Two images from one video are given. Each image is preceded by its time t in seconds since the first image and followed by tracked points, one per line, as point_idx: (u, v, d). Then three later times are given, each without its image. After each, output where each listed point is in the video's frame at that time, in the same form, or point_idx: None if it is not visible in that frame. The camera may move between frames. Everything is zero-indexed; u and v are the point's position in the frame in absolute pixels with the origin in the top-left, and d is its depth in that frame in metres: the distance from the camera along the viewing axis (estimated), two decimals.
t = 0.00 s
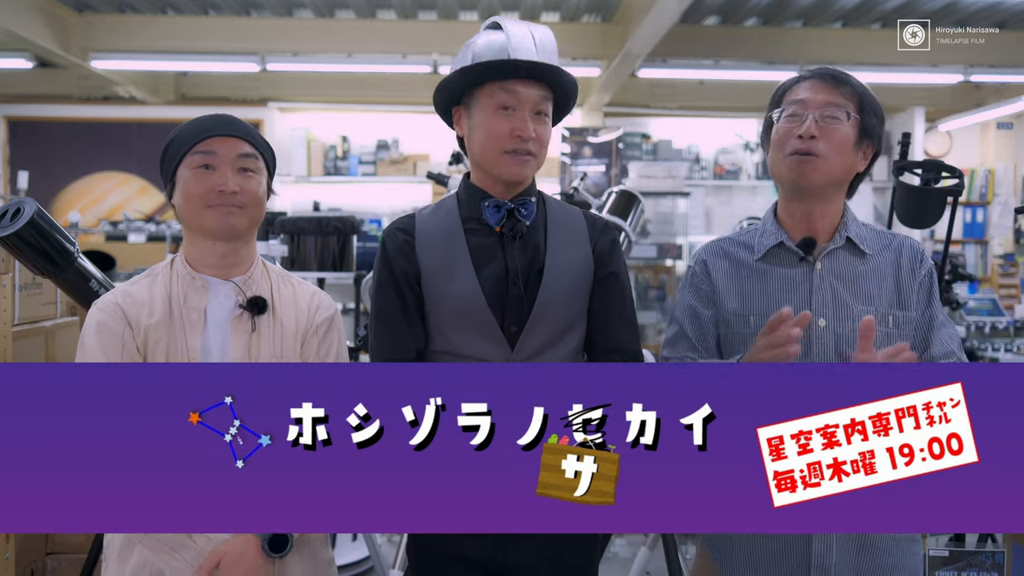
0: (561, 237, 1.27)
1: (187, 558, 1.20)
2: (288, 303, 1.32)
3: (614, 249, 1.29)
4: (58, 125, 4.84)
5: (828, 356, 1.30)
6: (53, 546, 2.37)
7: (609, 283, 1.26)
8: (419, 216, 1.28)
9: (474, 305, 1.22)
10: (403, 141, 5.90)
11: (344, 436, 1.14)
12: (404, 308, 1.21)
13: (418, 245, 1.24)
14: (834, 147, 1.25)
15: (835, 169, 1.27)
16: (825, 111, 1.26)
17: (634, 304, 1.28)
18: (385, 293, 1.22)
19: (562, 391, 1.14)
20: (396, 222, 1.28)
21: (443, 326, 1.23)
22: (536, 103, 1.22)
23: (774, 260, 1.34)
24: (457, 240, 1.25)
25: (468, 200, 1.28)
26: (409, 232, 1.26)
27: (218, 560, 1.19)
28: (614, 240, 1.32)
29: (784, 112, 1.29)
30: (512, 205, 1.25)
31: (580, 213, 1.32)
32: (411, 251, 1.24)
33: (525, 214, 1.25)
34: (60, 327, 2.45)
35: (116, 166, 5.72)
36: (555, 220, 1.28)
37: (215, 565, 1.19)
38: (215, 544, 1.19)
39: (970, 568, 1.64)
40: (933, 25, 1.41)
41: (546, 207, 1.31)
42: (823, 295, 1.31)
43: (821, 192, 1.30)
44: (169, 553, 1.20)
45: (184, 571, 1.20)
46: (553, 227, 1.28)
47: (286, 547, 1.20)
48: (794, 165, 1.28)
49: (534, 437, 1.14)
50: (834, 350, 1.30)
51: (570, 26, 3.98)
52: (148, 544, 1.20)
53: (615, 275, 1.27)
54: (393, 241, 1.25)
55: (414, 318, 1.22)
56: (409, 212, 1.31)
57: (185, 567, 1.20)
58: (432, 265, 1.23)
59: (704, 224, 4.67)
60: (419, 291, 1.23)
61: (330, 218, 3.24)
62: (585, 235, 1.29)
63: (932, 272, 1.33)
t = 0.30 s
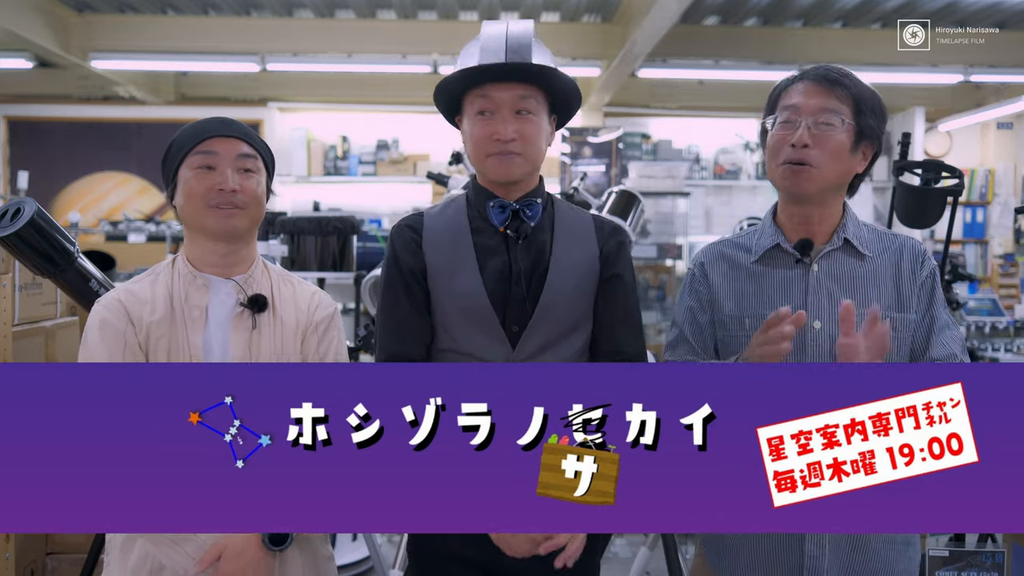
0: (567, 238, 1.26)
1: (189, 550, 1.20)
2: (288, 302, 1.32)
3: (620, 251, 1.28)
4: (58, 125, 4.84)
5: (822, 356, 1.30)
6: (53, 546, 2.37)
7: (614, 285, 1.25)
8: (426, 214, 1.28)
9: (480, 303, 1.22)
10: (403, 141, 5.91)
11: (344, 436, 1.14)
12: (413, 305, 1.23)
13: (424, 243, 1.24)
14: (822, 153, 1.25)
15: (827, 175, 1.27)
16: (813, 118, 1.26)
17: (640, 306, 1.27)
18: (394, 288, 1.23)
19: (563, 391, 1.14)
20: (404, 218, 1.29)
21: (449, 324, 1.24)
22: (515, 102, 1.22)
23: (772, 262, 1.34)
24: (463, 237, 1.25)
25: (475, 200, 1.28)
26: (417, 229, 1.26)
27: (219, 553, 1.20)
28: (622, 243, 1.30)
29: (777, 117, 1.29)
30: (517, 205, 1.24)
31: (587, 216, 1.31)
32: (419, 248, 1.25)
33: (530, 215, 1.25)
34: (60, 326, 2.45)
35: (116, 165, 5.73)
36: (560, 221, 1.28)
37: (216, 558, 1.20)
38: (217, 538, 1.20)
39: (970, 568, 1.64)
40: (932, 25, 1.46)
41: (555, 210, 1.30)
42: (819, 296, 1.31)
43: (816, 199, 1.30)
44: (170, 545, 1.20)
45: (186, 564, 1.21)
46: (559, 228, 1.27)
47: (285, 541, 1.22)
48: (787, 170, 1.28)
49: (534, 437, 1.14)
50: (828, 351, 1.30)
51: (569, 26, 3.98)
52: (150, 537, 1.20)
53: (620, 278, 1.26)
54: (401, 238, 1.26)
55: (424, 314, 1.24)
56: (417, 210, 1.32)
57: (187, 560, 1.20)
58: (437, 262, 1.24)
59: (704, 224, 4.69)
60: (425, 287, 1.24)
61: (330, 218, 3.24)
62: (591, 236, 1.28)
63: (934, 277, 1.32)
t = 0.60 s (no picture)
0: (572, 236, 1.25)
1: (186, 545, 1.20)
2: (288, 302, 1.31)
3: (627, 251, 1.26)
4: (59, 125, 4.85)
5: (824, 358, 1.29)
6: (53, 546, 2.37)
7: (615, 285, 1.24)
8: (435, 212, 1.29)
9: (482, 304, 1.22)
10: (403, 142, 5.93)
11: (344, 436, 1.14)
12: (422, 300, 1.23)
13: (431, 240, 1.25)
14: (807, 160, 1.26)
15: (813, 179, 1.27)
16: (804, 123, 1.25)
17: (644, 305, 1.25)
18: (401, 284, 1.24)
19: (563, 391, 1.14)
20: (413, 216, 1.30)
21: (452, 322, 1.24)
22: (508, 98, 1.21)
23: (777, 261, 1.34)
24: (469, 237, 1.25)
25: (483, 199, 1.29)
26: (425, 227, 1.27)
27: (216, 548, 1.18)
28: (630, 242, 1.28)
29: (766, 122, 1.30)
30: (521, 204, 1.24)
31: (597, 215, 1.29)
32: (426, 245, 1.25)
33: (534, 213, 1.24)
34: (60, 326, 2.44)
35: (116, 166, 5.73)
36: (567, 221, 1.27)
37: (213, 553, 1.18)
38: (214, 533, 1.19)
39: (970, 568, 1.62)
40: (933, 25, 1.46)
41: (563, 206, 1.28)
42: (824, 298, 1.30)
43: (813, 199, 1.30)
44: (167, 540, 1.20)
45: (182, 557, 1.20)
46: (565, 226, 1.26)
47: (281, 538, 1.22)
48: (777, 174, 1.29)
49: (534, 437, 1.14)
50: (831, 354, 1.29)
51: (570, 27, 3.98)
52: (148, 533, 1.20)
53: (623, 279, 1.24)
54: (409, 236, 1.26)
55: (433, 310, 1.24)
56: (427, 207, 1.32)
57: (184, 554, 1.19)
58: (444, 260, 1.23)
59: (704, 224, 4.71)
60: (432, 284, 1.24)
61: (330, 218, 3.24)
62: (598, 237, 1.26)
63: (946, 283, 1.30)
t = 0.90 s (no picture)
0: (577, 237, 1.24)
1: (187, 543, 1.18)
2: (287, 302, 1.31)
3: (631, 254, 1.24)
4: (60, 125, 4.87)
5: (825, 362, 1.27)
6: (54, 546, 2.37)
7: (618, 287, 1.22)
8: (443, 212, 1.29)
9: (483, 306, 1.22)
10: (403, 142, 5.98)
11: (344, 436, 1.14)
12: (425, 301, 1.23)
13: (436, 241, 1.25)
14: (812, 157, 1.25)
15: (819, 177, 1.26)
16: (807, 120, 1.25)
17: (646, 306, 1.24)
18: (405, 284, 1.24)
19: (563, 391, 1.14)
20: (421, 215, 1.30)
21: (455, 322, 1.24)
22: (506, 97, 1.20)
23: (778, 262, 1.32)
24: (472, 238, 1.25)
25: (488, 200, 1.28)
26: (432, 226, 1.28)
27: (218, 545, 1.17)
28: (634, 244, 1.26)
29: (769, 121, 1.29)
30: (525, 206, 1.24)
31: (601, 216, 1.27)
32: (431, 245, 1.26)
33: (538, 215, 1.24)
34: (60, 327, 2.44)
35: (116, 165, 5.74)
36: (571, 223, 1.26)
37: (214, 551, 1.17)
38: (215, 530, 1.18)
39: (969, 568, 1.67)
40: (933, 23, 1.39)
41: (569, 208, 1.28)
42: (826, 299, 1.27)
43: (819, 197, 1.28)
44: (169, 538, 1.18)
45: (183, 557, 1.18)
46: (569, 228, 1.25)
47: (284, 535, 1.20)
48: (781, 173, 1.28)
49: (534, 437, 1.14)
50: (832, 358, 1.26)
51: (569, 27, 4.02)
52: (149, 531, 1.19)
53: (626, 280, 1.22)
54: (415, 236, 1.27)
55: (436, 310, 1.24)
56: (434, 207, 1.33)
57: (186, 553, 1.17)
58: (448, 259, 1.23)
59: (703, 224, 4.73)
60: (435, 285, 1.24)
61: (330, 218, 3.23)
62: (602, 238, 1.25)
63: (953, 288, 1.28)
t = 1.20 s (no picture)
0: (580, 236, 1.23)
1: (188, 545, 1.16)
2: (287, 302, 1.31)
3: (634, 254, 1.23)
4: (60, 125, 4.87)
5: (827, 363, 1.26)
6: (54, 546, 2.37)
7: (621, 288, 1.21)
8: (449, 210, 1.28)
9: (485, 306, 1.21)
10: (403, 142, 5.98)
11: (344, 436, 1.14)
12: (430, 300, 1.23)
13: (441, 239, 1.24)
14: (813, 158, 1.25)
15: (820, 177, 1.25)
16: (809, 120, 1.25)
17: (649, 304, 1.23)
18: (410, 283, 1.24)
19: (562, 391, 1.14)
20: (428, 214, 1.29)
21: (459, 322, 1.24)
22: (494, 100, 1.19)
23: (782, 261, 1.32)
24: (477, 238, 1.23)
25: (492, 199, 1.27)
26: (437, 225, 1.26)
27: (219, 548, 1.15)
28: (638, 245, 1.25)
29: (771, 121, 1.30)
30: (528, 206, 1.23)
31: (607, 216, 1.26)
32: (437, 244, 1.25)
33: (541, 216, 1.22)
34: (60, 327, 2.44)
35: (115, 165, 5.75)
36: (575, 223, 1.24)
37: (216, 554, 1.15)
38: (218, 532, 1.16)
39: (970, 568, 1.66)
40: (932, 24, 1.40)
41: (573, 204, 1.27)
42: (829, 299, 1.27)
43: (821, 197, 1.28)
44: (170, 540, 1.16)
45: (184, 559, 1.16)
46: (574, 227, 1.24)
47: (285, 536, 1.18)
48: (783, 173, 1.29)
49: (534, 437, 1.14)
50: (834, 358, 1.26)
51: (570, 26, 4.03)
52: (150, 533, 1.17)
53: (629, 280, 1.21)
54: (421, 234, 1.26)
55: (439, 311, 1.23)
56: (440, 206, 1.31)
57: (187, 555, 1.15)
58: (452, 258, 1.22)
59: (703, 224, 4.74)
60: (440, 284, 1.23)
61: (330, 218, 3.23)
62: (607, 237, 1.24)
63: (953, 288, 1.28)
